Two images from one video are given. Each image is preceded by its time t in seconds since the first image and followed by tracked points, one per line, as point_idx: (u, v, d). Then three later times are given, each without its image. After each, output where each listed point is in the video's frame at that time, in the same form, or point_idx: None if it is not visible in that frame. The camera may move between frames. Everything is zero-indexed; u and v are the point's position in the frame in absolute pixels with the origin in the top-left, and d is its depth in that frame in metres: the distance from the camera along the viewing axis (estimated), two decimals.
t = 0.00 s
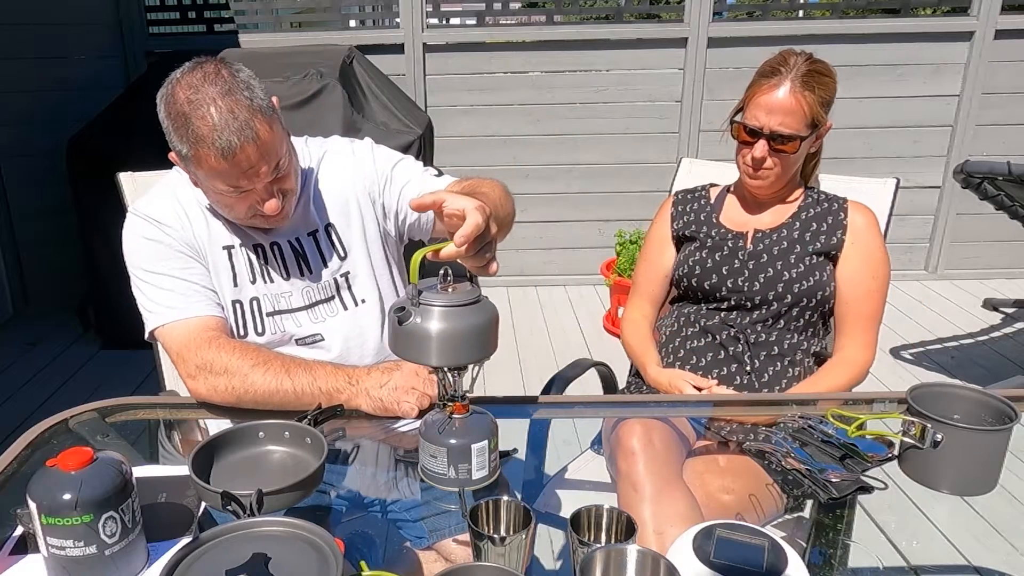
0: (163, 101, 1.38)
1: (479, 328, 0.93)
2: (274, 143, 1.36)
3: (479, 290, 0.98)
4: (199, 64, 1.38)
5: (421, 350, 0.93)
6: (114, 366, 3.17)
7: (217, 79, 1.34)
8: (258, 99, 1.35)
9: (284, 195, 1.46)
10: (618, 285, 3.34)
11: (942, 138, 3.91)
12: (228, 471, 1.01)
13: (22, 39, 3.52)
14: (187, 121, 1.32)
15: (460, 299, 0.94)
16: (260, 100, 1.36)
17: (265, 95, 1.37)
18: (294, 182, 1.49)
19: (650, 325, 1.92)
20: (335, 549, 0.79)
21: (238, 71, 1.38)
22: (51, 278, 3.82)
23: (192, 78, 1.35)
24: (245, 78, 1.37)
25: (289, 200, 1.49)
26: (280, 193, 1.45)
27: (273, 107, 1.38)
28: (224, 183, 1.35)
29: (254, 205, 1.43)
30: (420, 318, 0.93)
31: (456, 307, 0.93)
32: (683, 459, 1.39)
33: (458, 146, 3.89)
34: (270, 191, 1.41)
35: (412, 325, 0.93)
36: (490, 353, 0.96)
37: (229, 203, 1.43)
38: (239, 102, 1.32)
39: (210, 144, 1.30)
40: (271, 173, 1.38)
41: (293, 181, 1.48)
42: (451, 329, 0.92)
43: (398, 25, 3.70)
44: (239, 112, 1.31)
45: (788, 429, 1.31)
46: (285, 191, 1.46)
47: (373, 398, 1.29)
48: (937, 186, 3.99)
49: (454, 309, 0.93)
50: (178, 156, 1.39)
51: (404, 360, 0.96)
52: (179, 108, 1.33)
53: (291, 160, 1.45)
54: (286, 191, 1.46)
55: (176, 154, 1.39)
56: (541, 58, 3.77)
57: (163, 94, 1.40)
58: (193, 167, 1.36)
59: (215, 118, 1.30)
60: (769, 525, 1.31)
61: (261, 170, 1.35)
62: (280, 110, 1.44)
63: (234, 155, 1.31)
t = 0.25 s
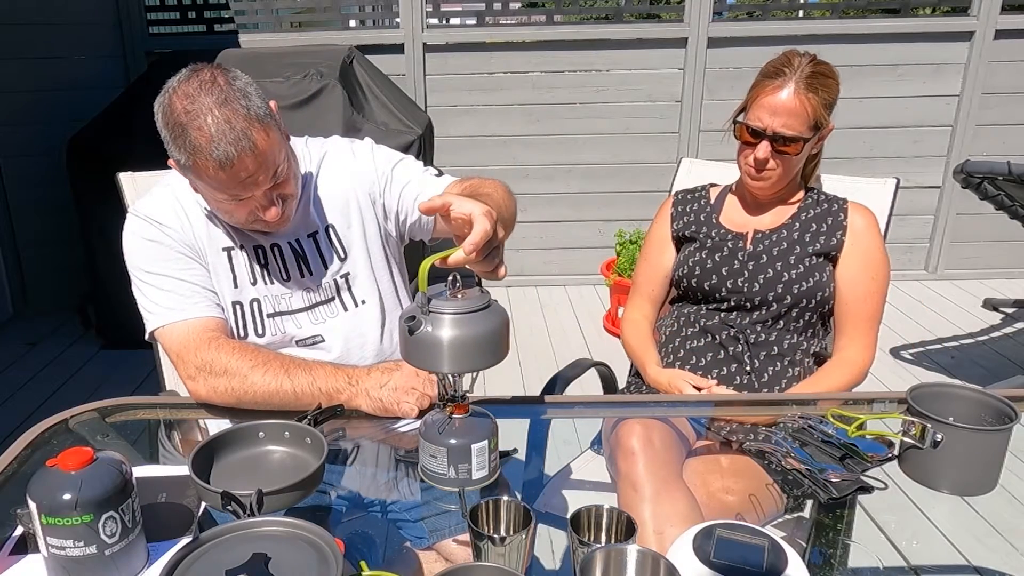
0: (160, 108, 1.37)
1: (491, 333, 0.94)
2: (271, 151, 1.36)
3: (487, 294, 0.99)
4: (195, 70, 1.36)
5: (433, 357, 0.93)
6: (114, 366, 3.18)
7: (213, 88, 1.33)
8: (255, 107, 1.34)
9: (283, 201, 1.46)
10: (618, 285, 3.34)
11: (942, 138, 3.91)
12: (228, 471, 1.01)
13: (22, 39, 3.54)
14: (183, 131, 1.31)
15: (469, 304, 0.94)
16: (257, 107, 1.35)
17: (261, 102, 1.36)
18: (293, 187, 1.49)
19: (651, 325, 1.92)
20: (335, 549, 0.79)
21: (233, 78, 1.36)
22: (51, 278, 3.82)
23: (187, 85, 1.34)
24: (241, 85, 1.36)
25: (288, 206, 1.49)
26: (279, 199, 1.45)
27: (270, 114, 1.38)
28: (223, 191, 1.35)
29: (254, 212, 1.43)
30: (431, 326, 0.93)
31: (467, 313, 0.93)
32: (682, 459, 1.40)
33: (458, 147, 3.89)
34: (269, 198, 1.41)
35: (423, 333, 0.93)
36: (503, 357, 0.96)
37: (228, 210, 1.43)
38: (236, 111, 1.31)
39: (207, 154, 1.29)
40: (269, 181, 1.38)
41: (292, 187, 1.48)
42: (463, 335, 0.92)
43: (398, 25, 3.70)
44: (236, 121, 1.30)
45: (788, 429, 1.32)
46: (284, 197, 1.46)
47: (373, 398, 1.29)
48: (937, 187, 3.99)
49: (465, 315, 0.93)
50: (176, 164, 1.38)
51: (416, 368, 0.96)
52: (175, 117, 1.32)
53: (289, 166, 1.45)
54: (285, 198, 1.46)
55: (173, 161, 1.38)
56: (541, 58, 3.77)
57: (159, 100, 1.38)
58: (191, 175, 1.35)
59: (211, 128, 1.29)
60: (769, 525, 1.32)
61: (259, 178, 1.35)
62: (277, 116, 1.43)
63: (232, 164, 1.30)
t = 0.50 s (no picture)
0: (160, 112, 1.37)
1: (496, 338, 0.94)
2: (272, 154, 1.35)
3: (492, 300, 0.99)
4: (195, 74, 1.36)
5: (439, 364, 0.93)
6: (114, 366, 3.18)
7: (213, 92, 1.32)
8: (256, 111, 1.34)
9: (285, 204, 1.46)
10: (618, 285, 3.34)
11: (942, 138, 3.91)
12: (228, 470, 1.01)
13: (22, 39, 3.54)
14: (184, 136, 1.31)
15: (475, 310, 0.94)
16: (258, 111, 1.35)
17: (262, 106, 1.35)
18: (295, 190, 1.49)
19: (651, 325, 1.93)
20: (334, 549, 0.79)
21: (234, 82, 1.36)
22: (51, 278, 3.82)
23: (187, 90, 1.33)
24: (241, 88, 1.36)
25: (289, 209, 1.49)
26: (281, 202, 1.45)
27: (271, 118, 1.38)
28: (224, 195, 1.35)
29: (255, 215, 1.43)
30: (437, 333, 0.93)
31: (472, 320, 0.93)
32: (683, 460, 1.40)
33: (458, 147, 3.89)
34: (271, 201, 1.41)
35: (429, 340, 0.93)
36: (507, 363, 0.96)
37: (230, 213, 1.43)
38: (236, 115, 1.31)
39: (208, 159, 1.29)
40: (271, 184, 1.38)
41: (294, 190, 1.48)
42: (468, 341, 0.92)
43: (398, 25, 3.70)
44: (237, 126, 1.30)
45: (788, 429, 1.32)
46: (286, 200, 1.46)
47: (372, 399, 1.29)
48: (937, 187, 3.99)
49: (469, 322, 0.93)
50: (177, 169, 1.38)
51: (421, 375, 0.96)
52: (175, 121, 1.32)
53: (291, 169, 1.45)
54: (286, 201, 1.46)
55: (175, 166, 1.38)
56: (541, 58, 3.77)
57: (159, 104, 1.38)
58: (192, 180, 1.35)
59: (212, 132, 1.29)
60: (769, 525, 1.31)
61: (261, 182, 1.35)
62: (278, 119, 1.43)
63: (233, 169, 1.30)
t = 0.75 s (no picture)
0: (163, 112, 1.37)
1: (495, 338, 0.94)
2: (275, 155, 1.36)
3: (491, 300, 0.99)
4: (199, 74, 1.36)
5: (438, 366, 0.93)
6: (114, 366, 3.18)
7: (218, 91, 1.32)
8: (259, 111, 1.34)
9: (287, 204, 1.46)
10: (618, 285, 3.34)
11: (942, 138, 3.91)
12: (228, 470, 1.01)
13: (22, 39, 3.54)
14: (188, 135, 1.30)
15: (474, 311, 0.95)
16: (262, 111, 1.35)
17: (265, 106, 1.35)
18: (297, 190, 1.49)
19: (651, 325, 1.93)
20: (334, 549, 0.79)
21: (238, 82, 1.36)
22: (51, 278, 3.82)
23: (191, 89, 1.33)
24: (245, 88, 1.36)
25: (292, 209, 1.50)
26: (283, 202, 1.45)
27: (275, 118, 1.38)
28: (227, 195, 1.35)
29: (257, 215, 1.43)
30: (436, 335, 0.93)
31: (471, 321, 0.93)
32: (683, 460, 1.39)
33: (458, 147, 3.89)
34: (273, 201, 1.42)
35: (427, 342, 0.93)
36: (506, 363, 0.97)
37: (232, 213, 1.43)
38: (240, 115, 1.31)
39: (212, 159, 1.29)
40: (274, 184, 1.38)
41: (296, 189, 1.48)
42: (467, 342, 0.92)
43: (398, 25, 3.70)
44: (241, 125, 1.30)
45: (788, 429, 1.31)
46: (288, 200, 1.46)
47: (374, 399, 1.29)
48: (937, 187, 3.99)
49: (469, 323, 0.93)
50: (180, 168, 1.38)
51: (420, 377, 0.96)
52: (179, 121, 1.32)
53: (294, 169, 1.45)
54: (289, 201, 1.46)
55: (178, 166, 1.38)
56: (541, 57, 3.77)
57: (163, 104, 1.38)
58: (196, 179, 1.35)
59: (216, 132, 1.29)
60: (769, 525, 1.32)
61: (264, 182, 1.35)
62: (281, 119, 1.43)
63: (237, 168, 1.30)
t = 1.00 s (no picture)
0: (168, 110, 1.37)
1: (496, 338, 0.94)
2: (279, 154, 1.35)
3: (491, 300, 0.99)
4: (204, 72, 1.36)
5: (439, 366, 0.93)
6: (114, 366, 3.18)
7: (222, 89, 1.32)
8: (263, 110, 1.34)
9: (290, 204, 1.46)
10: (619, 285, 3.34)
11: (942, 138, 3.91)
12: (228, 470, 1.01)
13: (22, 39, 3.54)
14: (192, 133, 1.31)
15: (474, 311, 0.95)
16: (266, 110, 1.35)
17: (270, 105, 1.35)
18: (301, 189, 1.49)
19: (651, 326, 1.93)
20: (334, 549, 0.79)
21: (243, 80, 1.36)
22: (51, 278, 3.82)
23: (195, 87, 1.33)
24: (250, 87, 1.36)
25: (295, 208, 1.50)
26: (286, 201, 1.45)
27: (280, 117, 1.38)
28: (230, 194, 1.35)
29: (260, 214, 1.43)
30: (436, 335, 0.93)
31: (471, 321, 0.93)
32: (684, 460, 1.39)
33: (457, 147, 3.89)
34: (276, 200, 1.41)
35: (427, 342, 0.93)
36: (507, 363, 0.97)
37: (235, 211, 1.43)
38: (244, 113, 1.31)
39: (215, 157, 1.29)
40: (277, 183, 1.38)
41: (300, 188, 1.48)
42: (467, 342, 0.92)
43: (398, 25, 3.70)
44: (245, 124, 1.30)
45: (788, 429, 1.31)
46: (291, 200, 1.46)
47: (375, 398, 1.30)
48: (937, 187, 3.99)
49: (469, 323, 0.93)
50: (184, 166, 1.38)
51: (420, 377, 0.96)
52: (183, 118, 1.32)
53: (297, 168, 1.45)
54: (292, 200, 1.46)
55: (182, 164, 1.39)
56: (541, 58, 3.77)
57: (167, 102, 1.38)
58: (199, 177, 1.35)
59: (220, 130, 1.29)
60: (769, 525, 1.32)
61: (268, 181, 1.35)
62: (286, 119, 1.43)
63: (240, 167, 1.30)
